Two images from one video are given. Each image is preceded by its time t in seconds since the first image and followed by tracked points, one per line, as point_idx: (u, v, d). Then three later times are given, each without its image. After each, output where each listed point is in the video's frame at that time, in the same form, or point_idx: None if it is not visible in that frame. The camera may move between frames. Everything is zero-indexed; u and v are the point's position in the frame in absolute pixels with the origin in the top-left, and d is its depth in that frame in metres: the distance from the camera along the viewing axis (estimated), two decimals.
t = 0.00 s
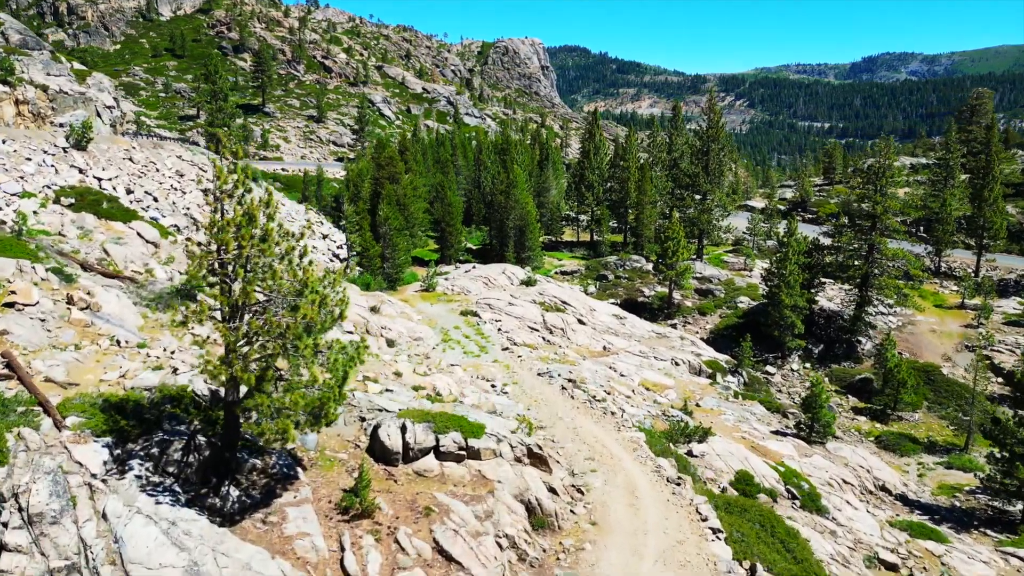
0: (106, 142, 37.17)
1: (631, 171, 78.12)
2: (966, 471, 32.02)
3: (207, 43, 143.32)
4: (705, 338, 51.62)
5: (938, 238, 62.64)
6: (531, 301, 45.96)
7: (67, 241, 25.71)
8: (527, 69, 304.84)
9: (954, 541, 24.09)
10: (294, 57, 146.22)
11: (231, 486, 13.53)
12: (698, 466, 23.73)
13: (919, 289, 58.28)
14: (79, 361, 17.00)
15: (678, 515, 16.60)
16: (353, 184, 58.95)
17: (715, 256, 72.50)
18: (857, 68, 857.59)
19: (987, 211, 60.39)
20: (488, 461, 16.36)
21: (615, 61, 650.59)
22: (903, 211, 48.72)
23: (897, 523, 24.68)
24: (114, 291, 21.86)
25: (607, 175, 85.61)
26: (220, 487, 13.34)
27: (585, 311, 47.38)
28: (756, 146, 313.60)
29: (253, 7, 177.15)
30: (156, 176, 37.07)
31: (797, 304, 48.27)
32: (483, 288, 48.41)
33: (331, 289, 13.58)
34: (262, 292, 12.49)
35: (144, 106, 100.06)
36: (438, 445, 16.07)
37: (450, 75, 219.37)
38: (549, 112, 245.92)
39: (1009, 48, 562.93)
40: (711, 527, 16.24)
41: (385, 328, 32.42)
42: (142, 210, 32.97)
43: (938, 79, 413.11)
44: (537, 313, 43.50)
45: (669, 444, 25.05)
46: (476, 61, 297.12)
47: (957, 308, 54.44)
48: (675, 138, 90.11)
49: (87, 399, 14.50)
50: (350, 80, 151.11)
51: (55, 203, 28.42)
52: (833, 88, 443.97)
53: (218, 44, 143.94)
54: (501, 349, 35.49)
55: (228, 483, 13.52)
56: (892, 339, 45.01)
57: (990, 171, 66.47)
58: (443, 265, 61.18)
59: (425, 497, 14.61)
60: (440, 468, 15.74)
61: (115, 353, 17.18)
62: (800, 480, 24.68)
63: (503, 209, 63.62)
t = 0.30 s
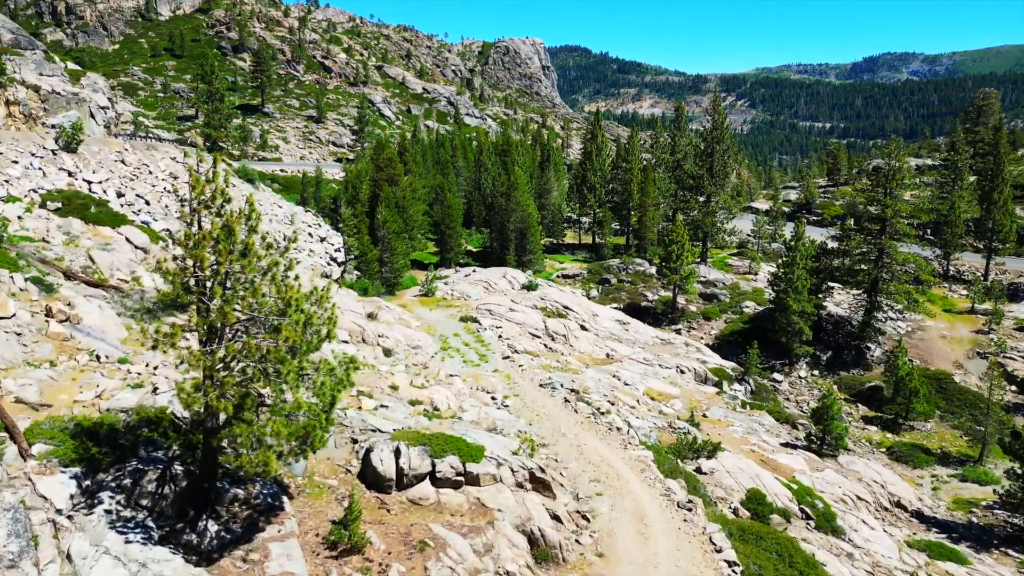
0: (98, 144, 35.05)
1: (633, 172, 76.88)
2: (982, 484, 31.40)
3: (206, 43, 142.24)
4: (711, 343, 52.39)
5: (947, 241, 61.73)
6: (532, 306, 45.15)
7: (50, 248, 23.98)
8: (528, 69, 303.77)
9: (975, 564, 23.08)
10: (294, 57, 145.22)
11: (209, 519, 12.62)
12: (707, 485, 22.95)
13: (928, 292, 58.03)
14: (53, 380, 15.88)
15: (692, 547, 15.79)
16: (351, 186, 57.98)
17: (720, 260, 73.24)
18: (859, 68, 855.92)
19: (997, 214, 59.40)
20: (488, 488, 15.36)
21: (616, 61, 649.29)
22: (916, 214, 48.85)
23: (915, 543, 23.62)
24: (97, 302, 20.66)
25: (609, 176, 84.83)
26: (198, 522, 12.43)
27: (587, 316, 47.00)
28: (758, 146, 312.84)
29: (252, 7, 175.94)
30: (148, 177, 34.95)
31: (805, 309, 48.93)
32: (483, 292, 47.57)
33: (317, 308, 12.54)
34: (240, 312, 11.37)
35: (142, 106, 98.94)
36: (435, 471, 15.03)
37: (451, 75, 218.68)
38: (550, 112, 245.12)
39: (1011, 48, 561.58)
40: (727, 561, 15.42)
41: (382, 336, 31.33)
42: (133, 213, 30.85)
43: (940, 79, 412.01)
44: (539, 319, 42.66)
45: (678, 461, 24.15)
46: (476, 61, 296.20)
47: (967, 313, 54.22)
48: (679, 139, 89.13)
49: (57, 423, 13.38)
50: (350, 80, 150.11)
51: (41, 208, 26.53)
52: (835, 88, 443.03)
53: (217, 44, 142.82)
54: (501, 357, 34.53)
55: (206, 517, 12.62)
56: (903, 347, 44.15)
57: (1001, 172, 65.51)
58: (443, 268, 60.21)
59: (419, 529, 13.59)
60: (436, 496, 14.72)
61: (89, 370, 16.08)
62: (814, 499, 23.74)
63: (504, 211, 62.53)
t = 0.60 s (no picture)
0: (89, 145, 32.68)
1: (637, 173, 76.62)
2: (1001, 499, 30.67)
3: (207, 43, 141.45)
4: (719, 350, 53.85)
5: (957, 244, 60.96)
6: (535, 312, 44.54)
7: (35, 254, 21.95)
8: (531, 69, 303.03)
9: None
10: (295, 57, 144.41)
11: (184, 561, 11.64)
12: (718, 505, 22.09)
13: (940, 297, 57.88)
14: (25, 401, 14.57)
15: None
16: (350, 187, 56.99)
17: (727, 263, 74.94)
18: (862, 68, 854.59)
19: (1009, 217, 58.53)
20: (488, 519, 14.43)
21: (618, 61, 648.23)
22: (928, 219, 49.32)
23: (937, 566, 22.57)
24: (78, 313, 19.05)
25: (613, 178, 84.55)
26: (172, 565, 11.46)
27: (592, 322, 46.60)
28: (761, 146, 311.94)
29: (253, 6, 175.01)
30: (143, 179, 32.77)
31: (814, 316, 50.38)
32: (485, 297, 46.75)
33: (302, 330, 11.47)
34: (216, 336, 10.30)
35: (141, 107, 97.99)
36: (432, 500, 14.09)
37: (453, 75, 218.16)
38: (552, 113, 244.46)
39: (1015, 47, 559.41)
40: None
41: (380, 344, 30.31)
42: (127, 219, 28.70)
43: (943, 79, 410.59)
44: (541, 325, 42.06)
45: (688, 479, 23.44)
46: (478, 61, 295.60)
47: (978, 318, 54.08)
48: (684, 140, 88.44)
49: (22, 451, 12.20)
50: (351, 80, 149.25)
51: (27, 213, 24.37)
52: (838, 88, 441.68)
53: (217, 43, 141.97)
54: (503, 366, 33.67)
55: (181, 559, 11.66)
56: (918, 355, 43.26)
57: (1012, 174, 64.71)
58: (444, 272, 59.27)
59: (414, 567, 12.58)
60: (433, 528, 13.77)
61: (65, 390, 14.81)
62: (831, 520, 22.82)
63: (506, 214, 61.77)
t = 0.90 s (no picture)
0: (87, 146, 31.13)
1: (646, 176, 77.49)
2: None
3: (213, 43, 141.11)
4: (732, 357, 54.64)
5: (974, 249, 59.70)
6: (542, 319, 43.88)
7: (24, 262, 20.27)
8: (537, 69, 302.14)
9: None
10: (300, 57, 143.92)
11: None
12: (734, 530, 21.11)
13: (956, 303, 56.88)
14: None
15: None
16: (353, 189, 56.18)
17: (738, 266, 78.64)
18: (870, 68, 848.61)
19: None
20: (493, 556, 13.53)
21: (624, 60, 646.07)
22: (948, 223, 48.58)
23: None
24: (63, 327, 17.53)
25: (621, 181, 84.25)
26: None
27: (600, 329, 46.55)
28: (768, 147, 310.18)
29: (259, 6, 174.64)
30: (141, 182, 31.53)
31: (829, 323, 50.70)
32: (490, 303, 45.98)
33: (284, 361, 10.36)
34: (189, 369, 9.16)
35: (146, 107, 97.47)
36: (434, 537, 13.10)
37: (459, 76, 217.70)
38: (558, 113, 243.69)
39: None
40: None
41: (382, 354, 29.28)
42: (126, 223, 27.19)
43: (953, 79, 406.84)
44: (548, 333, 41.39)
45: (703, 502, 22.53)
46: (484, 61, 295.00)
47: (997, 325, 53.02)
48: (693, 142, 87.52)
49: None
50: (357, 81, 148.62)
51: (18, 218, 22.66)
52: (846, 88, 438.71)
53: (223, 43, 141.62)
54: (509, 376, 32.75)
55: None
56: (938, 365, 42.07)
57: None
58: (448, 276, 58.30)
59: None
60: (434, 567, 12.78)
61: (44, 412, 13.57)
62: (856, 545, 21.71)
63: (512, 217, 60.96)
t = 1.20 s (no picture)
0: (94, 149, 30.38)
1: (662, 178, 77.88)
2: None
3: (227, 44, 141.64)
4: (752, 365, 53.95)
5: (1003, 254, 57.68)
6: (557, 327, 42.99)
7: (23, 270, 19.34)
8: (551, 69, 300.87)
9: None
10: (314, 57, 144.05)
11: None
12: (762, 559, 19.94)
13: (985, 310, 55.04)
14: None
15: None
16: (366, 191, 55.67)
17: (756, 271, 78.45)
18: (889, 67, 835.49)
19: None
20: None
21: (635, 59, 645.70)
22: (980, 229, 46.85)
23: None
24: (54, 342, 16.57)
25: (637, 183, 83.37)
26: None
27: (616, 336, 45.75)
28: (784, 148, 306.18)
29: (274, 7, 175.26)
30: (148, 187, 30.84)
31: (855, 332, 48.79)
32: (503, 308, 45.08)
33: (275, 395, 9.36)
34: (167, 408, 8.14)
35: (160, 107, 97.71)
36: None
37: (473, 76, 217.20)
38: (572, 113, 242.35)
39: None
40: None
41: (391, 364, 28.31)
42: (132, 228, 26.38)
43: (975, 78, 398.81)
44: (563, 341, 40.52)
45: (727, 527, 21.38)
46: (498, 61, 294.27)
47: None
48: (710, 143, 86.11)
49: None
50: (370, 81, 148.39)
51: (20, 224, 21.71)
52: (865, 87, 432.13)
53: (238, 44, 142.12)
54: (522, 387, 31.73)
55: None
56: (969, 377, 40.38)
57: None
58: (461, 280, 57.42)
59: None
60: None
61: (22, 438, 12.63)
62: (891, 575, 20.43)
63: (526, 220, 60.08)
